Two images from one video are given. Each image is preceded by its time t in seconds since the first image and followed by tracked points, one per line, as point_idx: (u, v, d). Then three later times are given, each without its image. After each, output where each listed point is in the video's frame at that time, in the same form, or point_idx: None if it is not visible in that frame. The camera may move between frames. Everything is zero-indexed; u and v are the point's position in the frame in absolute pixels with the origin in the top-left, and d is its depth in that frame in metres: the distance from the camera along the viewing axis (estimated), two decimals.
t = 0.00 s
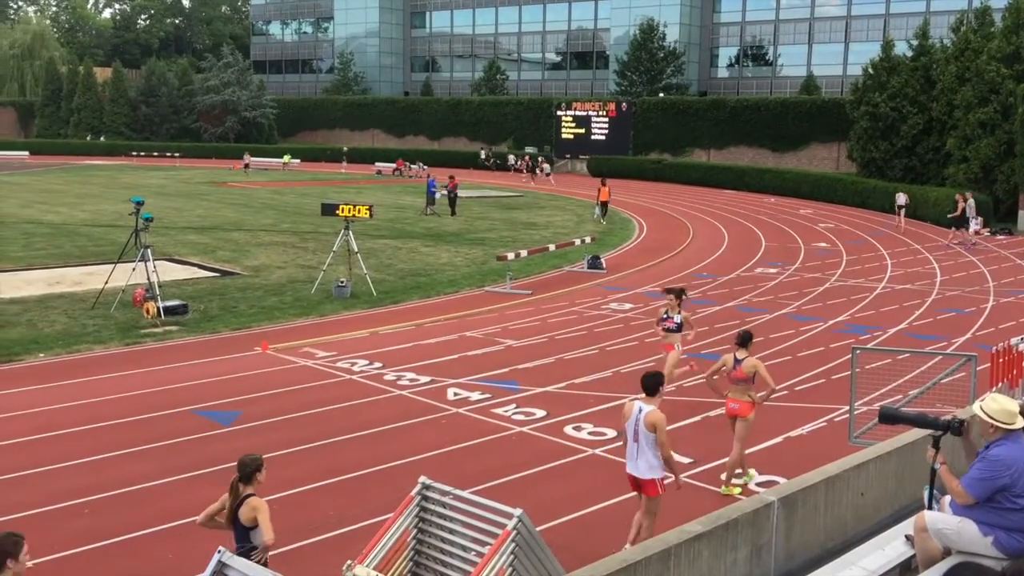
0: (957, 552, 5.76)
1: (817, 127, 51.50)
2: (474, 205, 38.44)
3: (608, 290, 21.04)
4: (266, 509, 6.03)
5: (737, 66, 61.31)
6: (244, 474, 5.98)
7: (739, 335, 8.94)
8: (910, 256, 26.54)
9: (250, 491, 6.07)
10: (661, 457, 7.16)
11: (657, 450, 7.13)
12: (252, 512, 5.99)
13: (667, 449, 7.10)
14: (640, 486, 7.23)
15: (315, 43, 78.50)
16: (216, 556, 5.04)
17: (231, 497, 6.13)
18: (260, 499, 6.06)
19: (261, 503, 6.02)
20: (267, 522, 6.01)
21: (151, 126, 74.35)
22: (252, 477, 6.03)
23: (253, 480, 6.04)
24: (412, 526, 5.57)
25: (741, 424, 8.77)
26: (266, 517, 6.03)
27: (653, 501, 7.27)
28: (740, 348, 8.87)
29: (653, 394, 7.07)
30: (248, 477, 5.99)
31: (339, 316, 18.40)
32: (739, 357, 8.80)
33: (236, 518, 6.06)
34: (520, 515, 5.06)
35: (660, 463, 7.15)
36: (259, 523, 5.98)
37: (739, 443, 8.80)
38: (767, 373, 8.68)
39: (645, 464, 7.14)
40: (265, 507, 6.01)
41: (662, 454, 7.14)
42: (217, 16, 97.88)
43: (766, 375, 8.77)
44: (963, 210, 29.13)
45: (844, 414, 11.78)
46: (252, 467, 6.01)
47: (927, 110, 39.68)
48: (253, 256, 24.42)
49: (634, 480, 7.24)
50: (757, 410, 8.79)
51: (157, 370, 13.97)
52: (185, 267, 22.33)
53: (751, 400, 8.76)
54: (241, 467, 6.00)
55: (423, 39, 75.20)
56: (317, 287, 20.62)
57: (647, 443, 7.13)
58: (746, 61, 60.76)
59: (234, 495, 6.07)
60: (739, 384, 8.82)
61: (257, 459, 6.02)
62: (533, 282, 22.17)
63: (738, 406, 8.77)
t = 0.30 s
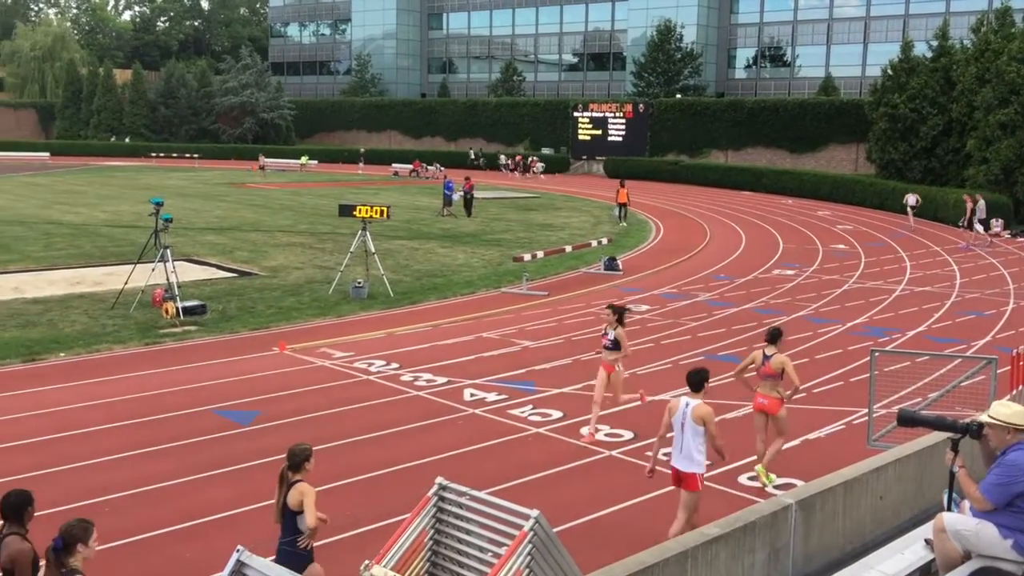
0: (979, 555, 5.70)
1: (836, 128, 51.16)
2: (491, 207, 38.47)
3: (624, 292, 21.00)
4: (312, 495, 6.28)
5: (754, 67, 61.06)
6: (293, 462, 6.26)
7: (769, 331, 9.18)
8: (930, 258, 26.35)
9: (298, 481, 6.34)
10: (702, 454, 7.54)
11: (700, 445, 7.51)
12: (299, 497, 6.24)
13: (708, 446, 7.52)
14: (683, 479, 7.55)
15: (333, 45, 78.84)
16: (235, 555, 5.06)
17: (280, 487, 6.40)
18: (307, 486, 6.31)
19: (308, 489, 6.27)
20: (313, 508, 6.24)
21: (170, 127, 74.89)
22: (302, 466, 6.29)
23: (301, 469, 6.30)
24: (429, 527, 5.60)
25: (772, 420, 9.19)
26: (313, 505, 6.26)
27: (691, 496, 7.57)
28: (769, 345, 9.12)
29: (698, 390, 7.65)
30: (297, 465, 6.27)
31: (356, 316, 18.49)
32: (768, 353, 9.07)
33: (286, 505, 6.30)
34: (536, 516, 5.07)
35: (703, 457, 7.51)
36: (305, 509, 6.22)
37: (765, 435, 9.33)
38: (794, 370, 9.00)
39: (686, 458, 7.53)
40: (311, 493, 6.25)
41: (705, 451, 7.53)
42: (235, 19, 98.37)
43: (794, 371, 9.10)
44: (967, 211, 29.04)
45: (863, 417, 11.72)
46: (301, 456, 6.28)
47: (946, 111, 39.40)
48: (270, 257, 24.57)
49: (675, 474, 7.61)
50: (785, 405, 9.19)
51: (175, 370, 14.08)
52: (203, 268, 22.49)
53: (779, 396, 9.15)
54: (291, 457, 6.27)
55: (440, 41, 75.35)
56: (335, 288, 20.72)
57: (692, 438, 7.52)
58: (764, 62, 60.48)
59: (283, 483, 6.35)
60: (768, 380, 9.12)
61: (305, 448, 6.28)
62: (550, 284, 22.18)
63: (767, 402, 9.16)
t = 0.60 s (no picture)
0: (998, 562, 5.65)
1: (854, 132, 50.86)
2: (508, 210, 38.50)
3: (641, 296, 20.96)
4: (362, 492, 6.32)
5: (773, 70, 60.83)
6: (344, 459, 6.31)
7: (800, 332, 9.16)
8: (949, 263, 26.14)
9: (349, 477, 6.39)
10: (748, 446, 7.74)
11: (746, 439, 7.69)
12: (349, 493, 6.28)
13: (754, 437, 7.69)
14: (728, 470, 7.80)
15: (351, 48, 79.18)
16: (253, 555, 5.12)
17: (330, 482, 6.46)
18: (357, 482, 6.35)
19: (359, 485, 6.31)
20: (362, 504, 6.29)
21: (189, 129, 75.40)
22: (352, 462, 6.34)
23: (352, 465, 6.35)
24: (445, 529, 5.63)
25: (800, 421, 9.19)
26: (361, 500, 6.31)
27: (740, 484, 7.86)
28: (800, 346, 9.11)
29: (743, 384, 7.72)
30: (348, 461, 6.32)
31: (373, 318, 18.55)
32: (799, 355, 9.05)
33: (337, 500, 6.36)
34: (553, 519, 5.08)
35: (747, 449, 7.71)
36: (355, 504, 6.26)
37: (790, 439, 9.19)
38: (825, 372, 8.98)
39: (734, 450, 7.73)
40: (362, 489, 6.29)
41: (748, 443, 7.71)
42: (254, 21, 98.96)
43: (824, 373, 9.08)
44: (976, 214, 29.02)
45: (882, 423, 11.63)
46: (352, 453, 6.33)
47: (967, 115, 39.11)
48: (288, 259, 24.69)
49: (720, 466, 7.84)
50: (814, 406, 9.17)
51: (194, 371, 14.19)
52: (222, 269, 22.66)
53: (808, 397, 9.11)
54: (343, 453, 6.32)
55: (458, 44, 75.49)
56: (351, 291, 20.78)
57: (737, 430, 7.69)
58: (782, 65, 60.25)
59: (334, 479, 6.41)
60: (798, 381, 9.10)
61: (357, 445, 6.34)
62: (567, 287, 22.16)
63: (796, 403, 9.15)
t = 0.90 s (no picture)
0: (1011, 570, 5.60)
1: (868, 136, 50.70)
2: (520, 213, 38.55)
3: (653, 299, 20.96)
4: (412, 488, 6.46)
5: (787, 73, 60.68)
6: (395, 456, 6.47)
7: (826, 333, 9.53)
8: (964, 268, 25.99)
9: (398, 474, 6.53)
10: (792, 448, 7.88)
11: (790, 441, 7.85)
12: (399, 492, 6.42)
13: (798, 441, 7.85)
14: (772, 470, 7.90)
15: (365, 51, 79.42)
16: (266, 556, 5.09)
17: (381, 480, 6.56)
18: (407, 480, 6.49)
19: (408, 484, 6.43)
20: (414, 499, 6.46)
21: (204, 132, 75.87)
22: (403, 458, 6.48)
23: (402, 461, 6.49)
24: (457, 532, 5.62)
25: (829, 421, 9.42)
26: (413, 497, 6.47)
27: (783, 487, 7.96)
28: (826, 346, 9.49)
29: (790, 390, 7.95)
30: (398, 457, 6.47)
31: (385, 320, 18.63)
32: (826, 355, 9.42)
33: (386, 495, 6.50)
34: (564, 523, 5.08)
35: (790, 451, 7.85)
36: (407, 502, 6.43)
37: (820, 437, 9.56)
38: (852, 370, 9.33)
39: (778, 452, 7.85)
40: (412, 487, 6.45)
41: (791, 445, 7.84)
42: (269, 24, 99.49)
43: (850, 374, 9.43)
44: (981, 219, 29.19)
45: (895, 428, 11.59)
46: (403, 449, 6.48)
47: (982, 119, 38.94)
48: (301, 261, 24.83)
49: (762, 466, 7.94)
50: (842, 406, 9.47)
51: (208, 372, 14.29)
52: (236, 271, 22.79)
53: (836, 396, 9.43)
54: (393, 450, 6.48)
55: (471, 47, 75.61)
56: (364, 293, 20.89)
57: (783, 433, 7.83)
58: (796, 69, 60.08)
59: (384, 477, 6.54)
60: (826, 380, 9.44)
61: (406, 442, 6.49)
62: (579, 290, 22.19)
63: (825, 402, 9.43)
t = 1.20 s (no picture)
0: None
1: (885, 139, 50.43)
2: (535, 215, 38.57)
3: (668, 302, 20.92)
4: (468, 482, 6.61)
5: (803, 76, 60.48)
6: (449, 450, 6.59)
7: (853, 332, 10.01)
8: (982, 272, 25.80)
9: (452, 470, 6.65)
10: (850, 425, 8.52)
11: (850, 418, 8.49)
12: (456, 484, 6.57)
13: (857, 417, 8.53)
14: (829, 448, 8.50)
15: (380, 54, 79.66)
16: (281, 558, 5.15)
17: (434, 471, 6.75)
18: (462, 473, 6.64)
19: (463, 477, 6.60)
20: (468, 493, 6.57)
21: (220, 134, 76.33)
22: (456, 453, 6.61)
23: (456, 455, 6.63)
24: (471, 534, 5.64)
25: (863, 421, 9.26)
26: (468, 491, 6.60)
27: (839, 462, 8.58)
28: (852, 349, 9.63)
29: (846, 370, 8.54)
30: (453, 451, 6.59)
31: (400, 323, 18.69)
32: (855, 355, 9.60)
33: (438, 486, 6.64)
34: (579, 526, 5.09)
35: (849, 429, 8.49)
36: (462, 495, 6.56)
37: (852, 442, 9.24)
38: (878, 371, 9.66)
39: (837, 430, 8.48)
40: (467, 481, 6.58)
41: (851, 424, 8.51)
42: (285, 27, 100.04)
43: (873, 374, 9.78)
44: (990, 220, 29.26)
45: (912, 432, 11.52)
46: (456, 444, 6.61)
47: (1000, 122, 38.64)
48: (317, 263, 24.95)
49: (821, 444, 8.56)
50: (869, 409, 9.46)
51: (224, 374, 14.36)
52: (252, 273, 22.93)
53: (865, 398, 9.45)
54: (447, 443, 6.60)
55: (487, 50, 75.70)
56: (379, 295, 20.96)
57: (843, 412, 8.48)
58: (813, 72, 59.83)
59: (438, 469, 6.67)
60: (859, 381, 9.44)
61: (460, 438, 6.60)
62: (594, 293, 22.18)
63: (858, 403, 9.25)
